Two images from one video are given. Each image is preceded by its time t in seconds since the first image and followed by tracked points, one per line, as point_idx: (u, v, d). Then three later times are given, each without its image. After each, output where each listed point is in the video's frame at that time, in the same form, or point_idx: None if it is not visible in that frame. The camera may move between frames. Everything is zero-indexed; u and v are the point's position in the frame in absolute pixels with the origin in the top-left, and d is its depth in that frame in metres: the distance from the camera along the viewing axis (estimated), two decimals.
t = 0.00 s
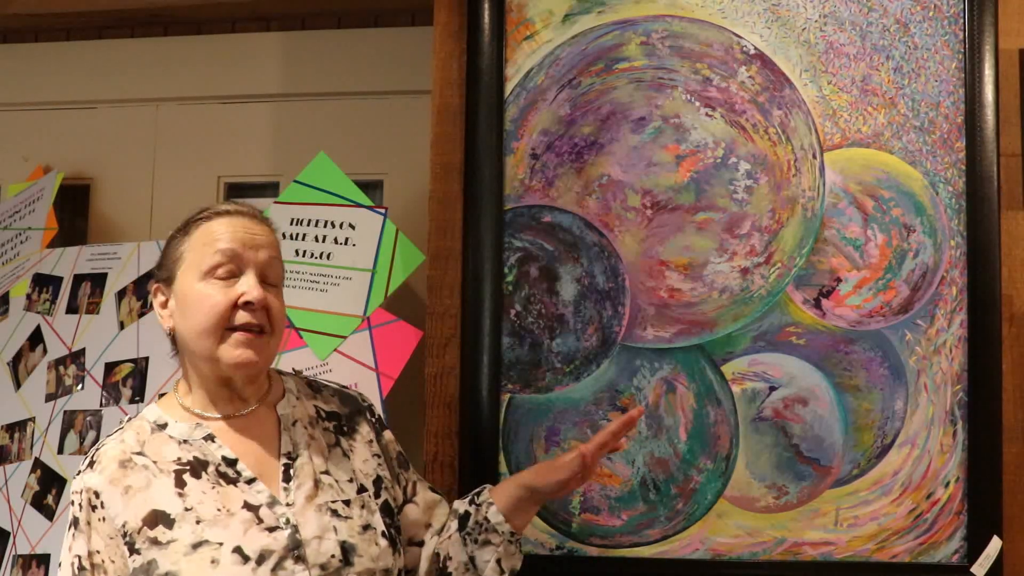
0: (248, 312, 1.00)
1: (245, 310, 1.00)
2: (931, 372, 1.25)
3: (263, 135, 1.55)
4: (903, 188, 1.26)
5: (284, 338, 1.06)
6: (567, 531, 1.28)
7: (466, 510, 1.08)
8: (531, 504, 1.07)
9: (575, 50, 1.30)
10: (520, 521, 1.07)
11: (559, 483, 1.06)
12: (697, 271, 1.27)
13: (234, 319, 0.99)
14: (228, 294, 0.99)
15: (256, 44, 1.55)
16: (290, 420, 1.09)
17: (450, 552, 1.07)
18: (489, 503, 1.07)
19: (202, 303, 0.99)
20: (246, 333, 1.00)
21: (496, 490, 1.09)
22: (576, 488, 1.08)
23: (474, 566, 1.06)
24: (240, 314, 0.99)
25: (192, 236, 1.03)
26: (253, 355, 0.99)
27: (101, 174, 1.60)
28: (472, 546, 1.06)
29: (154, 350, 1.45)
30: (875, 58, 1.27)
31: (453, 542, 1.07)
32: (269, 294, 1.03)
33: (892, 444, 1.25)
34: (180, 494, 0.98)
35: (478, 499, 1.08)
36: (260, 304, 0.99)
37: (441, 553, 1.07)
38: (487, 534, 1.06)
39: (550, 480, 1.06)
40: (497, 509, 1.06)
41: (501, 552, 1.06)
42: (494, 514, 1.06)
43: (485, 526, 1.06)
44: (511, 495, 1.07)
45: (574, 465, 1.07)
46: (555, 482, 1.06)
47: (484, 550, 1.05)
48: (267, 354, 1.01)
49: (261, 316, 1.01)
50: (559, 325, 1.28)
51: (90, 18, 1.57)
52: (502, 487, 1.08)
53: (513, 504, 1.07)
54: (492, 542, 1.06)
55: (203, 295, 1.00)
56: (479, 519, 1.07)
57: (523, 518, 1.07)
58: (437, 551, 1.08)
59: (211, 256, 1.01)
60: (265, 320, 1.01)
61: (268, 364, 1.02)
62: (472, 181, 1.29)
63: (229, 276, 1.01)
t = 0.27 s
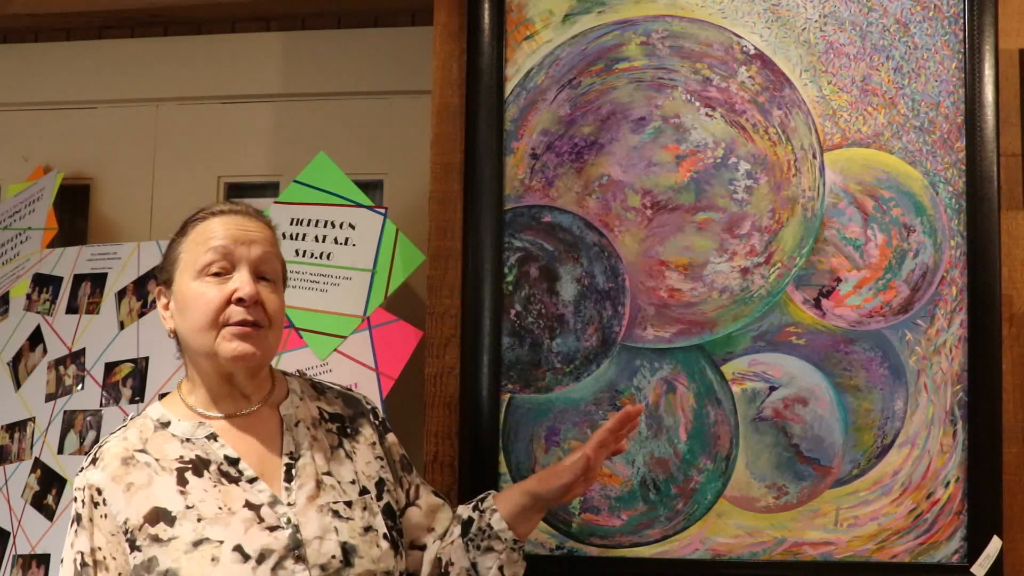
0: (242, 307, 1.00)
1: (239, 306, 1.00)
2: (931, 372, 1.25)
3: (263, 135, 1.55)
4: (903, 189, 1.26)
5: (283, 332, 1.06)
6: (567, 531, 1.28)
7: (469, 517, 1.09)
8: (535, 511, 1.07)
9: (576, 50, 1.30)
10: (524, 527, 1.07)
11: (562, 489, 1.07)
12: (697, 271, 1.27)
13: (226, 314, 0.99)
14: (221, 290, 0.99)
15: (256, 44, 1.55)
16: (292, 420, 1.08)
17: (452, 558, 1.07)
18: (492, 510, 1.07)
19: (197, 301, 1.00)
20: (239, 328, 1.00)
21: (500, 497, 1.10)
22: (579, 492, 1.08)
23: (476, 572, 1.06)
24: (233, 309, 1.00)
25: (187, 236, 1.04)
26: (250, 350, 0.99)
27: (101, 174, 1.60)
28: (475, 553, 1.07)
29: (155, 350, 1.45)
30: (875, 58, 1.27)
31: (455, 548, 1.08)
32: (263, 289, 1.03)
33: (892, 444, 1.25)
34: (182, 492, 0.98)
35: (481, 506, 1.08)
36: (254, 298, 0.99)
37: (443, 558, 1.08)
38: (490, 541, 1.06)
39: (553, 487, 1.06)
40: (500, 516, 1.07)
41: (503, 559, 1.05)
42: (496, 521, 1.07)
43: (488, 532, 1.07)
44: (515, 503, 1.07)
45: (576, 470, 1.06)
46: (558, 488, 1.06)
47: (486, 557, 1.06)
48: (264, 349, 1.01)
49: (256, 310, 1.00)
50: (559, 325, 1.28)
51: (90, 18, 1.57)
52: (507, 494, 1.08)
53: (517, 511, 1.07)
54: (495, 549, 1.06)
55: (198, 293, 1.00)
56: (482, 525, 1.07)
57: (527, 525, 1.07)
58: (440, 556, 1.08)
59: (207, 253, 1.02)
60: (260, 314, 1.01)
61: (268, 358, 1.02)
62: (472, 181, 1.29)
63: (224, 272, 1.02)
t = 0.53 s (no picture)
0: (261, 314, 1.00)
1: (256, 313, 1.00)
2: (931, 372, 1.25)
3: (263, 135, 1.55)
4: (903, 189, 1.26)
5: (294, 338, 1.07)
6: (567, 531, 1.28)
7: (470, 517, 1.09)
8: (535, 510, 1.07)
9: (575, 50, 1.30)
10: (525, 527, 1.07)
11: (562, 491, 1.06)
12: (697, 271, 1.27)
13: (246, 321, 1.00)
14: (238, 296, 0.99)
15: (256, 44, 1.55)
16: (292, 420, 1.08)
17: (453, 558, 1.08)
18: (494, 510, 1.07)
19: (212, 306, 0.99)
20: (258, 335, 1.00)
21: (502, 496, 1.10)
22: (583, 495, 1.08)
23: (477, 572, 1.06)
24: (252, 316, 1.00)
25: (199, 238, 1.03)
26: (267, 358, 1.00)
27: (101, 174, 1.60)
28: (475, 553, 1.07)
29: (155, 350, 1.45)
30: (875, 58, 1.27)
31: (456, 548, 1.08)
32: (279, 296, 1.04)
33: (892, 444, 1.25)
34: (181, 491, 0.98)
35: (483, 506, 1.08)
36: (274, 306, 1.00)
37: (445, 558, 1.08)
38: (491, 541, 1.06)
39: (555, 489, 1.06)
40: (502, 517, 1.07)
41: (504, 559, 1.06)
42: (498, 522, 1.07)
43: (489, 533, 1.07)
44: (517, 503, 1.07)
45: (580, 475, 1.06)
46: (560, 490, 1.06)
47: (487, 558, 1.06)
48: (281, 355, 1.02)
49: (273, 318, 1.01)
50: (559, 325, 1.28)
51: (89, 18, 1.57)
52: (508, 494, 1.08)
53: (519, 512, 1.07)
54: (495, 549, 1.06)
55: (213, 298, 0.99)
56: (484, 525, 1.07)
57: (529, 525, 1.07)
58: (441, 556, 1.09)
59: (223, 259, 1.01)
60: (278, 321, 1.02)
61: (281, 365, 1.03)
62: (472, 181, 1.29)
63: (241, 278, 1.01)
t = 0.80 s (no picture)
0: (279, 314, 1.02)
1: (275, 314, 1.02)
2: (931, 372, 1.25)
3: (263, 135, 1.55)
4: (903, 189, 1.26)
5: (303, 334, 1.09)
6: (567, 531, 1.28)
7: (469, 509, 1.07)
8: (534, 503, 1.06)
9: (576, 50, 1.30)
10: (523, 518, 1.06)
11: (562, 486, 1.04)
12: (697, 271, 1.27)
13: (267, 323, 1.01)
14: (259, 299, 1.00)
15: (256, 44, 1.55)
16: (292, 420, 1.08)
17: (454, 551, 1.06)
18: (492, 502, 1.06)
19: (231, 310, 1.00)
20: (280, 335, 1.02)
21: (499, 488, 1.08)
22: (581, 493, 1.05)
23: (478, 565, 1.05)
24: (273, 317, 1.01)
25: (209, 241, 1.02)
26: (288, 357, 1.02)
27: (101, 174, 1.60)
28: (476, 545, 1.05)
29: (155, 350, 1.45)
30: (875, 58, 1.27)
31: (457, 541, 1.07)
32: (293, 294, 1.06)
33: (892, 444, 1.26)
34: (184, 493, 0.98)
35: (480, 498, 1.07)
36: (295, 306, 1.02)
37: (446, 552, 1.07)
38: (491, 532, 1.05)
39: (554, 481, 1.04)
40: (500, 508, 1.05)
41: (505, 550, 1.04)
42: (497, 512, 1.05)
43: (489, 524, 1.05)
44: (515, 493, 1.05)
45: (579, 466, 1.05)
46: (559, 483, 1.04)
47: (488, 549, 1.04)
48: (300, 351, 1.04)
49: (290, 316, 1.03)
50: (559, 325, 1.28)
51: (89, 18, 1.57)
52: (506, 486, 1.07)
53: (517, 501, 1.05)
54: (496, 540, 1.05)
55: (232, 302, 1.00)
56: (483, 517, 1.06)
57: (527, 515, 1.06)
58: (443, 550, 1.08)
59: (239, 262, 1.00)
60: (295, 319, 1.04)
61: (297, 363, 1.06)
62: (472, 181, 1.29)
63: (258, 280, 1.02)
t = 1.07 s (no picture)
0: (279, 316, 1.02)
1: (275, 316, 1.02)
2: (931, 372, 1.25)
3: (263, 135, 1.55)
4: (903, 188, 1.26)
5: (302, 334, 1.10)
6: (567, 531, 1.28)
7: (468, 493, 1.08)
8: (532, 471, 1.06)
9: (576, 50, 1.30)
10: (520, 495, 1.07)
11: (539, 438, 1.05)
12: (697, 271, 1.27)
13: (267, 326, 1.01)
14: (258, 301, 1.00)
15: (256, 44, 1.55)
16: (293, 420, 1.08)
17: (458, 535, 1.07)
18: (488, 483, 1.06)
19: (230, 313, 1.00)
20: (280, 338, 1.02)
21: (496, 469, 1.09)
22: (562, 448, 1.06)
23: (482, 546, 1.06)
24: (273, 320, 1.01)
25: (206, 243, 1.02)
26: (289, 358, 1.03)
27: (101, 174, 1.60)
28: (478, 527, 1.06)
29: (155, 351, 1.45)
30: (875, 58, 1.27)
31: (460, 524, 1.08)
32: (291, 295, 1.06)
33: (892, 443, 1.26)
34: (186, 496, 0.98)
35: (479, 481, 1.07)
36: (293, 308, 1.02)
37: (450, 536, 1.08)
38: (491, 513, 1.06)
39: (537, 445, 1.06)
40: (497, 488, 1.06)
41: (507, 529, 1.05)
42: (494, 493, 1.06)
43: (488, 505, 1.06)
44: (510, 471, 1.06)
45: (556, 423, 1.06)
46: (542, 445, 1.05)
47: (490, 530, 1.05)
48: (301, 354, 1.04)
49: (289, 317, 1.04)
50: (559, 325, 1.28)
51: (89, 18, 1.57)
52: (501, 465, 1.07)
53: (513, 478, 1.06)
54: (497, 520, 1.06)
55: (231, 305, 1.00)
56: (481, 499, 1.06)
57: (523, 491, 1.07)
58: (447, 535, 1.09)
59: (237, 265, 1.00)
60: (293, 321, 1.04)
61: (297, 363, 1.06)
62: (472, 181, 1.29)
63: (256, 283, 1.02)
